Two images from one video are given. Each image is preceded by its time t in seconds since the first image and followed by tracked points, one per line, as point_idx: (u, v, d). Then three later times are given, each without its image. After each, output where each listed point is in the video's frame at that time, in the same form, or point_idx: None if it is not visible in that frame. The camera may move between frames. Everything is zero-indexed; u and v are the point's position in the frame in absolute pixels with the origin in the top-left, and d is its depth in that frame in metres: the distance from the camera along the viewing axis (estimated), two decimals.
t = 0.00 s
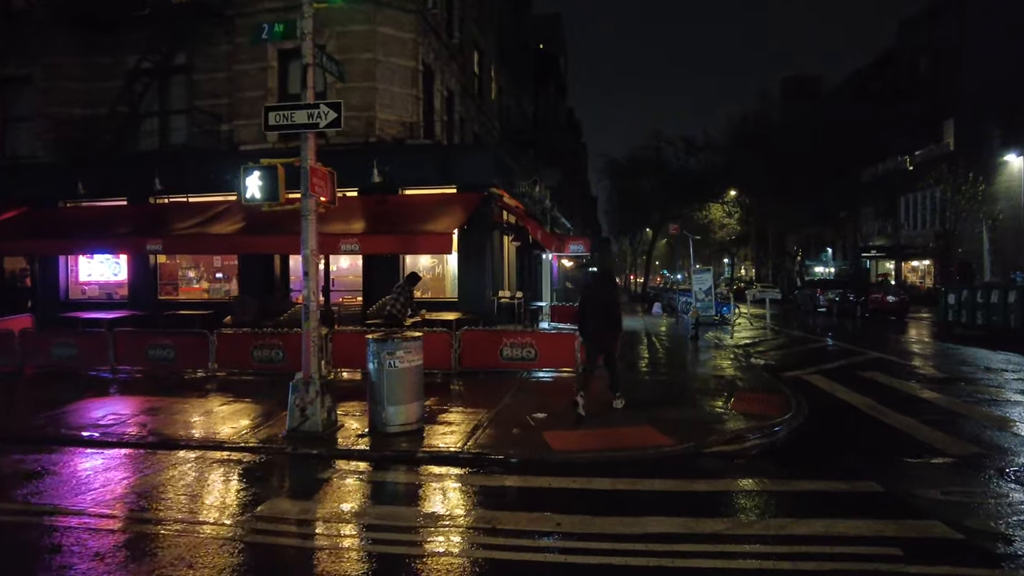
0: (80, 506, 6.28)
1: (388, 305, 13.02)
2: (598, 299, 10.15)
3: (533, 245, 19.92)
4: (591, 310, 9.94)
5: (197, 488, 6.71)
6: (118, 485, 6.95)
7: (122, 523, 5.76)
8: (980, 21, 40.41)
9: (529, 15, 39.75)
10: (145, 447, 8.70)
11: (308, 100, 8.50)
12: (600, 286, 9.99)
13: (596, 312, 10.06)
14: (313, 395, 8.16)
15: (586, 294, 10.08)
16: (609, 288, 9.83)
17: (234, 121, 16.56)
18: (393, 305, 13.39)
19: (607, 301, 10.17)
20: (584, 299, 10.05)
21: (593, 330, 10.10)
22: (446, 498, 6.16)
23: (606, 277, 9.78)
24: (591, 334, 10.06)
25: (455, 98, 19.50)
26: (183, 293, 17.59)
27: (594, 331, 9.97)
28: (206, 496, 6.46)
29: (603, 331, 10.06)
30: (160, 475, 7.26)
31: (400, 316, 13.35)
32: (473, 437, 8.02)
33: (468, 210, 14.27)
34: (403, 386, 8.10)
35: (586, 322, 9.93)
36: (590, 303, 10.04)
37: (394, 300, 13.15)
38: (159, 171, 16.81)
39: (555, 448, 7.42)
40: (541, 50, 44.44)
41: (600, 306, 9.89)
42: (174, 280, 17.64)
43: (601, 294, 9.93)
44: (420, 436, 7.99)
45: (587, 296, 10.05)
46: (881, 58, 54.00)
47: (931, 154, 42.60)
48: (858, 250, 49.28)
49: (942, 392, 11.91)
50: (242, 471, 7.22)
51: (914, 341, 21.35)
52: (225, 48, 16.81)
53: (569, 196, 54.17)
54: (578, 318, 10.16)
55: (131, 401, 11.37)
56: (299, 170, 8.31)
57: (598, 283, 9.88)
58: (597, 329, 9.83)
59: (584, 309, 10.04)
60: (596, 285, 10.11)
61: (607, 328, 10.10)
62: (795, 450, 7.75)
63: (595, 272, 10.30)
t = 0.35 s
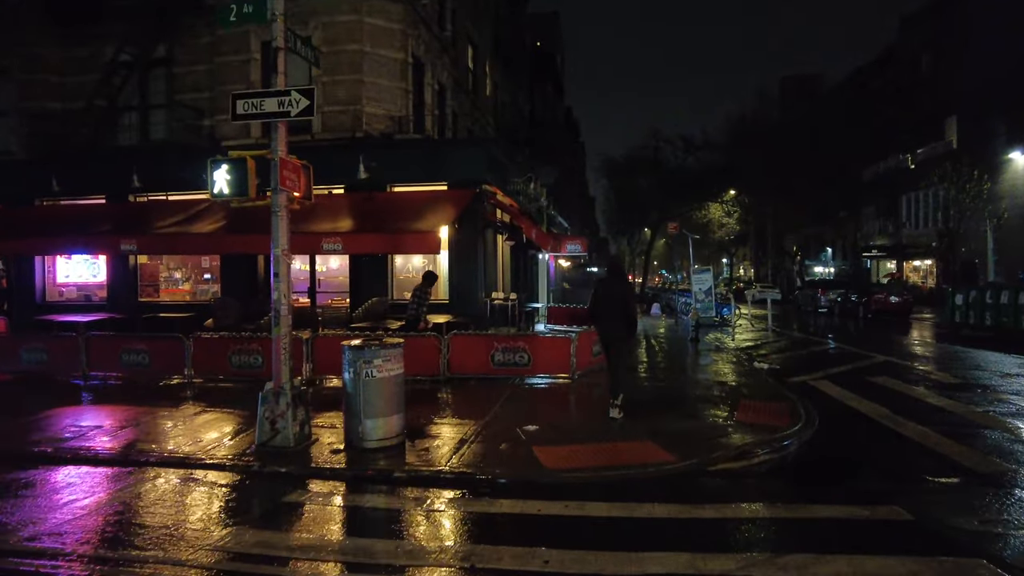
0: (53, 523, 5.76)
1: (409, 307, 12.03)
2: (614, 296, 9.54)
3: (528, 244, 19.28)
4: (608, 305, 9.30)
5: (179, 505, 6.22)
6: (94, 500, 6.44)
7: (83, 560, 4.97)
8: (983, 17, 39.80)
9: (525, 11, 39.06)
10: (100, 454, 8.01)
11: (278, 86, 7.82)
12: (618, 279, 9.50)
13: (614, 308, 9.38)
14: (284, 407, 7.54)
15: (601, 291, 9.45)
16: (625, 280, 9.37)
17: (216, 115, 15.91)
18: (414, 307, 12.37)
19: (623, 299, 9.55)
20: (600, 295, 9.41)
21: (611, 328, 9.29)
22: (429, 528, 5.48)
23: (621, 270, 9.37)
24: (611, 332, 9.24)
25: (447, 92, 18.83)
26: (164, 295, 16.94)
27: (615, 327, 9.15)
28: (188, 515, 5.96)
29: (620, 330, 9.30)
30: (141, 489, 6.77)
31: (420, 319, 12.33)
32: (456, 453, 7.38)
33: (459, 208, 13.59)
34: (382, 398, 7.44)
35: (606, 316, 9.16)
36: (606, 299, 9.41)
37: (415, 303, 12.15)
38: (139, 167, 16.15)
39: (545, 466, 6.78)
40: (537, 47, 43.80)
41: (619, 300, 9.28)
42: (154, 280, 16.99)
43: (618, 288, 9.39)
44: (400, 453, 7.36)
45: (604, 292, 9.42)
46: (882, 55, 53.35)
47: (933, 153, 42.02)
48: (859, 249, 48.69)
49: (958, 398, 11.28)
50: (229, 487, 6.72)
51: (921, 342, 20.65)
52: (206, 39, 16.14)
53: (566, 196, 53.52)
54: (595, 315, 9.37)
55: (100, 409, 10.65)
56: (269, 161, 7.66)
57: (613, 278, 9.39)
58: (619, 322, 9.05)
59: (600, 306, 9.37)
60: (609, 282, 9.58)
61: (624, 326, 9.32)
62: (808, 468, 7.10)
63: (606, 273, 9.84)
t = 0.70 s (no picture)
0: (18, 542, 5.21)
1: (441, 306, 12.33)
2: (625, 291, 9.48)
3: (525, 241, 18.69)
4: (620, 301, 9.20)
5: (167, 513, 5.83)
6: (68, 509, 5.98)
7: None
8: (988, 12, 39.12)
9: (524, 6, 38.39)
10: (57, 461, 7.41)
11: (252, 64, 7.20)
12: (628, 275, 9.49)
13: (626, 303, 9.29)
14: (255, 413, 6.96)
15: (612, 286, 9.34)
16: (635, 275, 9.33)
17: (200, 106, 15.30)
18: (444, 304, 12.65)
19: (634, 294, 9.50)
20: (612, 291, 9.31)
21: (624, 323, 9.17)
22: (410, 552, 4.85)
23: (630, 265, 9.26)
24: (625, 327, 9.08)
25: (442, 84, 18.21)
26: (148, 293, 16.34)
27: (631, 321, 9.01)
28: (176, 524, 5.57)
29: (633, 326, 9.25)
30: (123, 501, 6.19)
31: (451, 316, 12.65)
32: (442, 463, 6.78)
33: (451, 201, 13.00)
34: (361, 403, 6.84)
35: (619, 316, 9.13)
36: (618, 294, 9.30)
37: (447, 300, 12.40)
38: (120, 161, 15.54)
39: (537, 479, 6.17)
40: (537, 43, 43.15)
41: (632, 294, 9.17)
42: (137, 278, 16.40)
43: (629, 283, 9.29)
44: (381, 463, 6.77)
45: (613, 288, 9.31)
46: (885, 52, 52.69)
47: (938, 150, 41.36)
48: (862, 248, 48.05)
49: (979, 401, 10.62)
50: (224, 491, 6.34)
51: (930, 342, 20.00)
52: (190, 28, 15.53)
53: (566, 194, 52.91)
54: (608, 311, 9.25)
55: (70, 413, 10.03)
56: (240, 145, 7.05)
57: (622, 275, 9.23)
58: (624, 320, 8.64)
59: (610, 303, 9.35)
60: (618, 278, 9.38)
61: (637, 322, 9.21)
62: (825, 481, 6.46)
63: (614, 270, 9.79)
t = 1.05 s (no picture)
0: None
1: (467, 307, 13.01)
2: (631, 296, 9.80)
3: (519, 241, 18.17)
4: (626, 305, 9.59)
5: (146, 535, 5.36)
6: (32, 533, 5.41)
7: None
8: (991, 10, 38.63)
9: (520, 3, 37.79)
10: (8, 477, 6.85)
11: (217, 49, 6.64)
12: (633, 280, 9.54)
13: (631, 307, 9.54)
14: (219, 428, 6.41)
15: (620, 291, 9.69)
16: (639, 279, 9.63)
17: (181, 101, 14.74)
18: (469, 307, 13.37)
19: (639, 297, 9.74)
20: (616, 294, 9.60)
21: (629, 324, 9.44)
22: None
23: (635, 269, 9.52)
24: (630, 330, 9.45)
25: (433, 79, 17.68)
26: (128, 295, 15.79)
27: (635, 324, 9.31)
28: (154, 549, 5.09)
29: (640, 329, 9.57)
30: (93, 524, 5.61)
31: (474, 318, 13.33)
32: (422, 482, 6.24)
33: (441, 199, 12.48)
34: (334, 417, 6.30)
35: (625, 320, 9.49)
36: (623, 298, 9.57)
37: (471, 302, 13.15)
38: (97, 158, 14.96)
39: (523, 500, 5.66)
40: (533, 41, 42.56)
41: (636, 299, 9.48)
42: (117, 280, 15.85)
43: (632, 288, 9.57)
44: (353, 481, 6.23)
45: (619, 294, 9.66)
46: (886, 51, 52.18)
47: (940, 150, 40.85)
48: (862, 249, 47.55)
49: (992, 409, 10.11)
50: (189, 512, 5.80)
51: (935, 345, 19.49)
52: (170, 19, 14.94)
53: (564, 194, 52.36)
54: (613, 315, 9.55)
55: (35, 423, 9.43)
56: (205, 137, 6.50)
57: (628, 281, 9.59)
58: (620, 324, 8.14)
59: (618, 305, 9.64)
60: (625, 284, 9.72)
61: (641, 324, 9.42)
62: (838, 503, 5.93)
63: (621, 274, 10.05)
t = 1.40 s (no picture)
0: None
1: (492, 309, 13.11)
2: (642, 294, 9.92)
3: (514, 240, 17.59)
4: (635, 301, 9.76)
5: (101, 568, 4.76)
6: None
7: None
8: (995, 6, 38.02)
9: None
10: None
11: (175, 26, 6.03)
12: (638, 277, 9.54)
13: (640, 306, 9.73)
14: (175, 444, 5.81)
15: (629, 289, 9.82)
16: (649, 278, 9.81)
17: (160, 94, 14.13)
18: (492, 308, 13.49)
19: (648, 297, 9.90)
20: (625, 292, 9.76)
21: (640, 324, 9.61)
22: None
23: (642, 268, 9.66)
24: (640, 329, 9.63)
25: (425, 72, 17.06)
26: (107, 296, 15.19)
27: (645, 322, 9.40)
28: None
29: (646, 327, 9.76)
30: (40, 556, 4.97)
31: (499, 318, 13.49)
32: (398, 504, 5.64)
33: (429, 194, 11.88)
34: (302, 432, 5.71)
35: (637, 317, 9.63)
36: (631, 296, 9.75)
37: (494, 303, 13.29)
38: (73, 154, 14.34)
39: (508, 527, 5.08)
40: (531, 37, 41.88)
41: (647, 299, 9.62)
42: (95, 280, 15.26)
43: (641, 286, 9.72)
44: (321, 503, 5.63)
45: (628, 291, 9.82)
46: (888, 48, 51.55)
47: (944, 148, 40.29)
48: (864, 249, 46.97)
49: (1010, 416, 9.56)
50: (138, 540, 5.19)
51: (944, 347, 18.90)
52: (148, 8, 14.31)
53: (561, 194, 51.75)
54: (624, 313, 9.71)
55: None
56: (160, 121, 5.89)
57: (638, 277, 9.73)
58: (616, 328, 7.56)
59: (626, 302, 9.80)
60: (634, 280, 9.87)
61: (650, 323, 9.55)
62: (858, 528, 5.35)
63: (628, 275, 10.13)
